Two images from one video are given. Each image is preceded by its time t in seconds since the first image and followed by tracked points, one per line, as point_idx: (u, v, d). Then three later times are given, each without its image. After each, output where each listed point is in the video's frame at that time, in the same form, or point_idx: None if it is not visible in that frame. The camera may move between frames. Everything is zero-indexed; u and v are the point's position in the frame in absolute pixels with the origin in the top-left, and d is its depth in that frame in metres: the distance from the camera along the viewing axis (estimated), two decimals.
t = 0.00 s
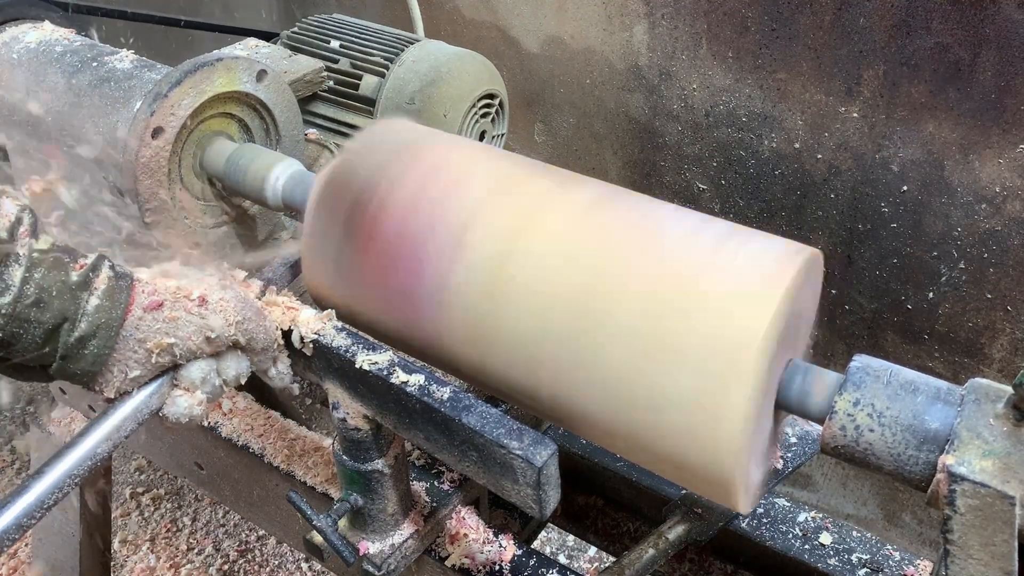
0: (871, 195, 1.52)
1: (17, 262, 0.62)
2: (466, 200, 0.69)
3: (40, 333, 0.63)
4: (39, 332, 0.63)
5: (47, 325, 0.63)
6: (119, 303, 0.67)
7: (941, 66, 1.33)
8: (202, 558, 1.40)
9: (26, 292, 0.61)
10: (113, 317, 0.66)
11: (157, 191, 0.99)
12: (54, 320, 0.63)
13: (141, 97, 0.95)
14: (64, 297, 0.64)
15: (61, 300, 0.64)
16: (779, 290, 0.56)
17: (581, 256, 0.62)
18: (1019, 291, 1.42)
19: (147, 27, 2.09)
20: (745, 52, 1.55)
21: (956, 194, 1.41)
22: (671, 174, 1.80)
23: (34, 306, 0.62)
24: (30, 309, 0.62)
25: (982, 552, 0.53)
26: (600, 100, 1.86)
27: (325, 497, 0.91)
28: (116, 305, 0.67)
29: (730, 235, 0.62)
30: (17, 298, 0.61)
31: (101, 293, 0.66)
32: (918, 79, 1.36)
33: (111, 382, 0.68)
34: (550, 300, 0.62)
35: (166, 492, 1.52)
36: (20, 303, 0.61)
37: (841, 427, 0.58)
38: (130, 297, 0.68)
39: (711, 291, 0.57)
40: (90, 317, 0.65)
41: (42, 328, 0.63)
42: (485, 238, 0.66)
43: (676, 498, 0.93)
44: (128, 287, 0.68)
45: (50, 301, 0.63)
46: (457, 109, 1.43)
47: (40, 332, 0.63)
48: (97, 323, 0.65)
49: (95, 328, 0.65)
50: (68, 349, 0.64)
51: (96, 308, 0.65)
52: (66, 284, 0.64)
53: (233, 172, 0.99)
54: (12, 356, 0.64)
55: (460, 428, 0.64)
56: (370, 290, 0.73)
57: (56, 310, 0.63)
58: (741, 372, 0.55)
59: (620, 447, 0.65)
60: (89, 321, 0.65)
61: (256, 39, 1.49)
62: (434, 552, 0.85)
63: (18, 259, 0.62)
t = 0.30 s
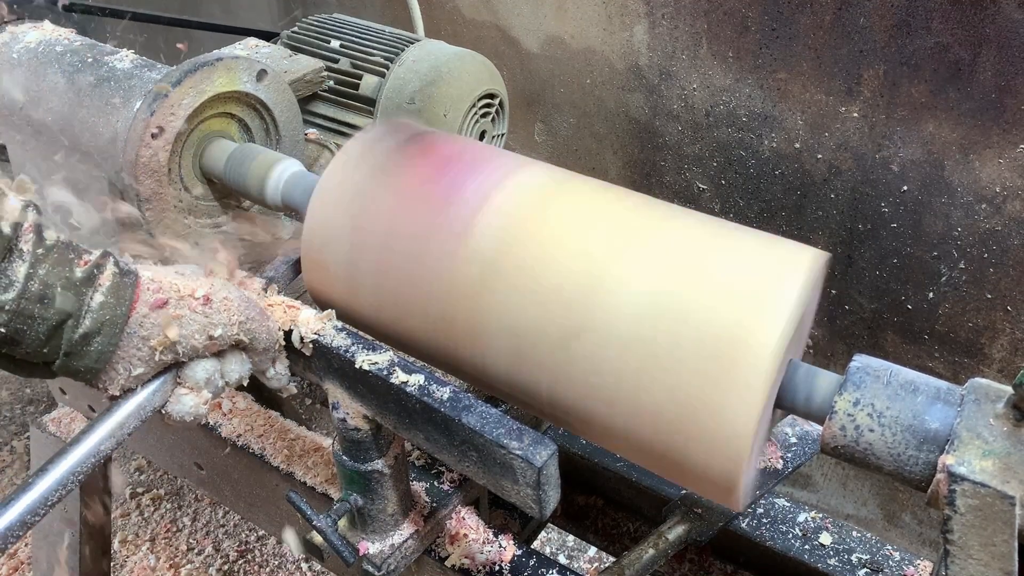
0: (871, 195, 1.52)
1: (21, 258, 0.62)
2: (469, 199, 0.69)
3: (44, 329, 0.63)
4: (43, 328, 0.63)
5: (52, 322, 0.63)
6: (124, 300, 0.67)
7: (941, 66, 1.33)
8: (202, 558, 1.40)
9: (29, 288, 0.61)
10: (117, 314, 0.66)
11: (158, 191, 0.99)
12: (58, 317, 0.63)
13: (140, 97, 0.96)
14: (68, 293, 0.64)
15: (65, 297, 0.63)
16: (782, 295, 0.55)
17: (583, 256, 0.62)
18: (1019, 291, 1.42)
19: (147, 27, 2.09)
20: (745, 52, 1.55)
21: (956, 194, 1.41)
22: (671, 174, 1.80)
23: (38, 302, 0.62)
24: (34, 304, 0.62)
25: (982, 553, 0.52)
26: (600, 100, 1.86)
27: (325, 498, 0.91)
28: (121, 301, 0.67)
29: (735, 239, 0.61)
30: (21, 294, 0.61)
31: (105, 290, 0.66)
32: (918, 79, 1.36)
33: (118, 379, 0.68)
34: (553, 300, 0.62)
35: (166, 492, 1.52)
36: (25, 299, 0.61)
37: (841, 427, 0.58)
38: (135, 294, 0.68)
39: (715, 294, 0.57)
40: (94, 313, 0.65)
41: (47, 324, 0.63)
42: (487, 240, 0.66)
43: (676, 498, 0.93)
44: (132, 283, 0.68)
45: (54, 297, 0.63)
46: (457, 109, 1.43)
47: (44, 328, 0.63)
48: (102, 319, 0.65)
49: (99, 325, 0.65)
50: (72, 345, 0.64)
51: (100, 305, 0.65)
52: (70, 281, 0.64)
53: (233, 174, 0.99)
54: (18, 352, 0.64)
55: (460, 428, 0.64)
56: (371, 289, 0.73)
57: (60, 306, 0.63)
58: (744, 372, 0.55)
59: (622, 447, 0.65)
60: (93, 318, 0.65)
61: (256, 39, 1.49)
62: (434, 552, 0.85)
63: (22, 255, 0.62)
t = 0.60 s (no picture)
0: (871, 195, 1.52)
1: (22, 256, 0.63)
2: (470, 198, 0.69)
3: (46, 327, 0.63)
4: (45, 325, 0.63)
5: (53, 319, 0.64)
6: (125, 298, 0.67)
7: (941, 66, 1.33)
8: (202, 558, 1.40)
9: (31, 285, 0.63)
10: (119, 311, 0.67)
11: (157, 191, 0.99)
12: (60, 314, 0.64)
13: (141, 98, 0.95)
14: (70, 291, 0.65)
15: (67, 294, 0.64)
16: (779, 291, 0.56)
17: (584, 254, 0.62)
18: (1019, 291, 1.42)
19: (147, 27, 2.09)
20: (745, 52, 1.55)
21: (956, 194, 1.41)
22: (671, 174, 1.80)
23: (39, 299, 0.63)
24: (35, 301, 0.63)
25: (982, 553, 0.52)
26: (600, 100, 1.86)
27: (325, 497, 0.91)
28: (123, 299, 0.67)
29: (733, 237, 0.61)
30: (22, 291, 0.62)
31: (107, 288, 0.67)
32: (918, 79, 1.36)
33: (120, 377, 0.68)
34: (554, 298, 0.62)
35: (166, 492, 1.52)
36: (27, 297, 0.62)
37: (841, 427, 0.58)
38: (136, 291, 0.68)
39: (713, 291, 0.57)
40: (96, 311, 0.66)
41: (48, 321, 0.63)
42: (487, 239, 0.66)
43: (676, 498, 0.93)
44: (134, 282, 0.69)
45: (56, 294, 0.64)
46: (457, 109, 1.43)
47: (46, 325, 0.63)
48: (103, 317, 0.66)
49: (101, 322, 0.66)
50: (74, 343, 0.65)
51: (102, 303, 0.66)
52: (72, 279, 0.65)
53: (229, 172, 1.00)
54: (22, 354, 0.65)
55: (460, 427, 0.64)
56: (371, 288, 0.73)
57: (62, 304, 0.64)
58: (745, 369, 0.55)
59: (622, 447, 0.65)
60: (95, 316, 0.66)
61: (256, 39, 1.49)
62: (433, 552, 0.85)
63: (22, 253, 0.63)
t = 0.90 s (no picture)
0: (871, 195, 1.52)
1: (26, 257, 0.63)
2: (466, 199, 0.69)
3: (54, 329, 0.64)
4: (53, 327, 0.63)
5: (61, 320, 0.64)
6: (131, 298, 0.68)
7: (941, 66, 1.33)
8: (202, 558, 1.40)
9: (38, 287, 0.62)
10: (126, 311, 0.67)
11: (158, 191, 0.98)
12: (68, 315, 0.64)
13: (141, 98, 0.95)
14: (76, 292, 0.65)
15: (74, 295, 0.64)
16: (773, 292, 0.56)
17: (580, 255, 0.62)
18: (1019, 291, 1.42)
19: (147, 28, 2.09)
20: (745, 52, 1.55)
21: (956, 194, 1.41)
22: (671, 174, 1.80)
23: (47, 300, 0.63)
24: (43, 302, 0.62)
25: (982, 552, 0.52)
26: (600, 100, 1.86)
27: (325, 497, 0.91)
28: (129, 299, 0.68)
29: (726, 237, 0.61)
30: (30, 292, 0.62)
31: (113, 288, 0.67)
32: (918, 79, 1.36)
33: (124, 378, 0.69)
34: (550, 299, 0.63)
35: (166, 492, 1.52)
36: (35, 298, 0.62)
37: (841, 427, 0.58)
38: (142, 292, 0.69)
39: (707, 293, 0.57)
40: (103, 311, 0.66)
41: (56, 323, 0.63)
42: (483, 241, 0.66)
43: (676, 498, 0.93)
44: (139, 283, 0.69)
45: (63, 295, 0.64)
46: (457, 109, 1.42)
47: (54, 326, 0.63)
48: (111, 317, 0.66)
49: (108, 323, 0.66)
50: (81, 343, 0.65)
51: (109, 303, 0.66)
52: (79, 279, 0.65)
53: (234, 171, 0.99)
54: (27, 355, 0.65)
55: (460, 427, 0.64)
56: (370, 290, 0.73)
57: (70, 304, 0.64)
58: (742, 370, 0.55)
59: (621, 447, 0.65)
60: (102, 316, 0.66)
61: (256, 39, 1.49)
62: (434, 552, 0.85)
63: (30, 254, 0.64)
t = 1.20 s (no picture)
0: (871, 195, 1.52)
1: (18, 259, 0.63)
2: (467, 199, 0.69)
3: (25, 340, 0.64)
4: (23, 339, 0.64)
5: (32, 332, 0.64)
6: (104, 311, 0.67)
7: (941, 66, 1.33)
8: (202, 558, 1.40)
9: (9, 299, 0.63)
10: (97, 324, 0.67)
11: (157, 191, 0.98)
12: (38, 327, 0.64)
13: (141, 98, 0.95)
14: (48, 305, 0.65)
15: (44, 308, 0.64)
16: (772, 293, 0.56)
17: (579, 255, 0.62)
18: (1019, 291, 1.42)
19: (147, 28, 2.09)
20: (745, 52, 1.55)
21: (956, 194, 1.41)
22: (671, 174, 1.80)
23: (18, 312, 0.63)
24: (13, 314, 0.63)
25: (982, 552, 0.52)
26: (600, 100, 1.86)
27: (325, 498, 0.91)
28: (101, 312, 0.67)
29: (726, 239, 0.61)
30: None
31: (86, 301, 0.66)
32: (918, 79, 1.36)
33: (122, 380, 0.69)
34: (549, 299, 0.63)
35: (166, 492, 1.52)
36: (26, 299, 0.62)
37: (841, 427, 0.58)
38: (115, 305, 0.68)
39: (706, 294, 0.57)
40: (74, 324, 0.66)
41: (26, 334, 0.64)
42: (480, 242, 0.66)
43: (676, 498, 0.93)
44: (114, 295, 0.68)
45: (34, 308, 0.64)
46: (457, 109, 1.42)
47: (24, 338, 0.64)
48: (81, 330, 0.66)
49: (79, 335, 0.66)
50: (51, 355, 0.65)
51: (80, 316, 0.66)
52: (51, 292, 0.65)
53: (232, 174, 0.99)
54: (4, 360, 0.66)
55: (460, 427, 0.64)
56: (370, 290, 0.73)
57: (40, 317, 0.64)
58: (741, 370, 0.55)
59: (620, 447, 0.65)
60: (73, 328, 0.66)
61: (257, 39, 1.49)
62: (434, 552, 0.85)
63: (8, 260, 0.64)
